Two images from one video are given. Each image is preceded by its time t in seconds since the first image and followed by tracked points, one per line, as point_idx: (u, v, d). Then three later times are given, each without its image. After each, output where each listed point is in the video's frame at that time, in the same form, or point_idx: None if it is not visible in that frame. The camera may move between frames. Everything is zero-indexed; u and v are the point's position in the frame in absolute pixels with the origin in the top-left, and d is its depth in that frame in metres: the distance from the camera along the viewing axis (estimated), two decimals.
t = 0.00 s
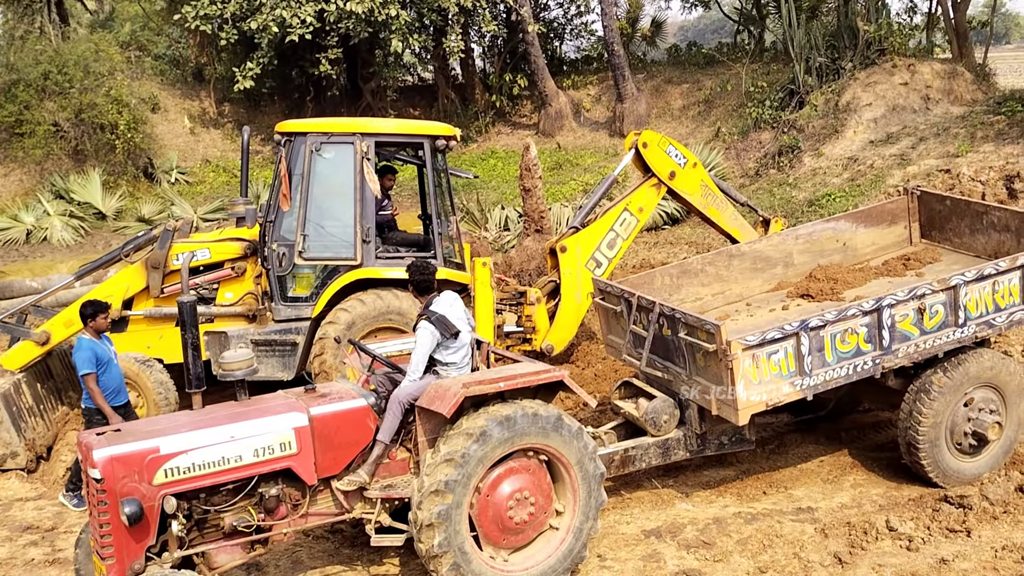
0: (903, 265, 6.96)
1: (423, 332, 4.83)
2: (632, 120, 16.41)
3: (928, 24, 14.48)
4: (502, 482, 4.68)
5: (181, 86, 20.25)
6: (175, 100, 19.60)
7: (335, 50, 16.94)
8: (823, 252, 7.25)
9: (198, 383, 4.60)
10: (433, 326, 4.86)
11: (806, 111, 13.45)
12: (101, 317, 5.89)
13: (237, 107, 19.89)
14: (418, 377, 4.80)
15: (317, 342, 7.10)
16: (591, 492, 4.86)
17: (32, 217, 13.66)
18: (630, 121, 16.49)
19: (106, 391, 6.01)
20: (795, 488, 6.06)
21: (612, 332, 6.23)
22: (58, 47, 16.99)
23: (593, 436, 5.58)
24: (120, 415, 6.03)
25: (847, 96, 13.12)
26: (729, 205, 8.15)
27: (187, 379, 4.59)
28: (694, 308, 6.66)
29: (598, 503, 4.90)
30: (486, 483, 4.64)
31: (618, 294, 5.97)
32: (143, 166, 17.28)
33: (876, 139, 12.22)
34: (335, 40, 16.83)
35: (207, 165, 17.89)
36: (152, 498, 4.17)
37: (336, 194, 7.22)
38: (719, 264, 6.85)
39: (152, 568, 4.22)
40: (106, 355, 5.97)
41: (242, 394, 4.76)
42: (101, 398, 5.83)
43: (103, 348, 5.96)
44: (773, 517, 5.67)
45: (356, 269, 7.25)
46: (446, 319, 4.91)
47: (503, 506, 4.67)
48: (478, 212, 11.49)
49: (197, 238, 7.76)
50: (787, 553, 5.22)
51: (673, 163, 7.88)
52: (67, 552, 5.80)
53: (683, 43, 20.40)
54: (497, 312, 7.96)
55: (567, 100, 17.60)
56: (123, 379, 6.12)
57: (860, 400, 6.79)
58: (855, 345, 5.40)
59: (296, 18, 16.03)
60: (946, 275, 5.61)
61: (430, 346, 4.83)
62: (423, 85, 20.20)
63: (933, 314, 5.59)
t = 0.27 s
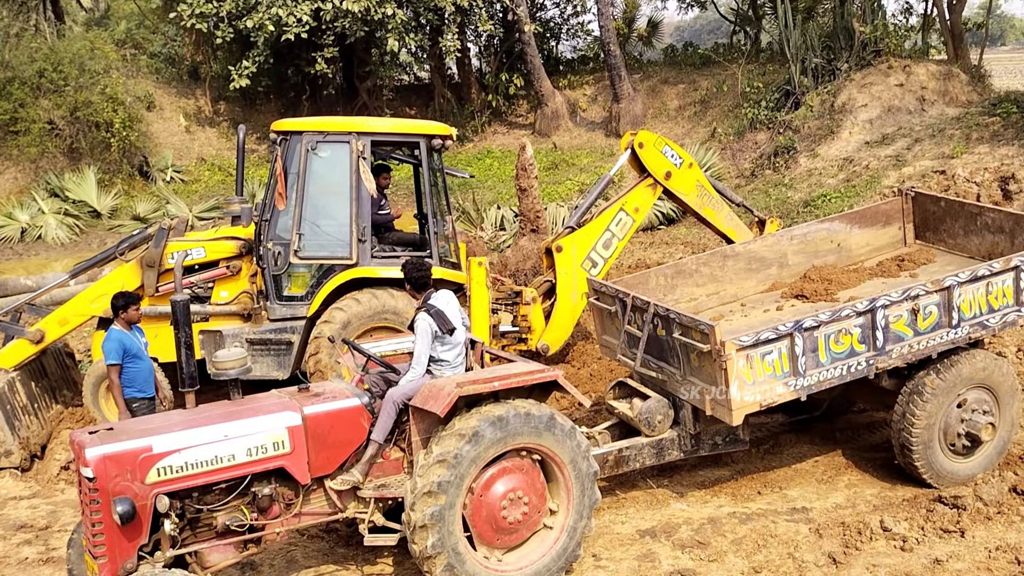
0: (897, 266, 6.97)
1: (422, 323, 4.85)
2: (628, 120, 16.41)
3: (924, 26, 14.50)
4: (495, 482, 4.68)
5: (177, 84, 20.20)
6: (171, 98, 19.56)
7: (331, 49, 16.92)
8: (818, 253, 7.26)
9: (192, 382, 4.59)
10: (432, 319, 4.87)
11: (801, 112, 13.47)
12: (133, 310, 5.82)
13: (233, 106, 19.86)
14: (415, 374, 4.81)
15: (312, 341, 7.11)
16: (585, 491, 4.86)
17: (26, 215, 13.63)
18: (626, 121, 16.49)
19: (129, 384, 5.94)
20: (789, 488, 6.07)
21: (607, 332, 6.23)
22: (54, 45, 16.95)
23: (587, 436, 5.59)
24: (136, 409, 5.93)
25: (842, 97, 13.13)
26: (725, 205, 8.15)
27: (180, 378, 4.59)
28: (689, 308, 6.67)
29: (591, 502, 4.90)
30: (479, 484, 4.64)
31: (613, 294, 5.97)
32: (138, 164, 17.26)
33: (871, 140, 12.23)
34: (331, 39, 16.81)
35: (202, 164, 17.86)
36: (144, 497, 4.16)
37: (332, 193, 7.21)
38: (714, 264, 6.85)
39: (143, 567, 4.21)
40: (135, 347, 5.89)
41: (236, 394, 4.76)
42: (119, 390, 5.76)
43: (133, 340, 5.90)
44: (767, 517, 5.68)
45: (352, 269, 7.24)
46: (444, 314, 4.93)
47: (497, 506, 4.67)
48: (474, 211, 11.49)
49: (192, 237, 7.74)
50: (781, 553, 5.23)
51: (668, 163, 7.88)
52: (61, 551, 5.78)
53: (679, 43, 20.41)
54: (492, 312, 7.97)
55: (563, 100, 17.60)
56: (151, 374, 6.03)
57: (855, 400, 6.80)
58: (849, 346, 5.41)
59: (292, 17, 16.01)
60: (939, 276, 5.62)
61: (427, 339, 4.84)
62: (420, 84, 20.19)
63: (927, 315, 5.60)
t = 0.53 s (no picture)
0: (895, 268, 6.98)
1: (432, 316, 4.94)
2: (626, 121, 16.42)
3: (921, 28, 14.52)
4: (493, 483, 4.67)
5: (174, 84, 20.18)
6: (168, 98, 19.54)
7: (329, 49, 16.91)
8: (815, 254, 7.27)
9: (190, 382, 4.59)
10: (441, 312, 4.98)
11: (799, 114, 13.48)
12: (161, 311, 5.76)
13: (230, 105, 19.84)
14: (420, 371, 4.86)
15: (309, 341, 7.11)
16: (582, 492, 4.87)
17: (23, 214, 13.62)
18: (624, 122, 16.50)
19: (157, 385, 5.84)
20: (786, 490, 6.07)
21: (604, 332, 6.23)
22: (51, 44, 16.92)
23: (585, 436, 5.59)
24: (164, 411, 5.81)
25: (840, 99, 13.15)
26: (722, 207, 8.16)
27: (179, 378, 4.59)
28: (687, 309, 6.67)
29: (589, 502, 4.91)
30: (476, 484, 4.64)
31: (611, 295, 5.98)
32: (135, 163, 17.26)
33: (869, 141, 12.25)
34: (329, 39, 16.80)
35: (199, 163, 17.85)
36: (141, 497, 4.15)
37: (329, 194, 7.21)
38: (711, 265, 6.85)
39: (141, 567, 4.20)
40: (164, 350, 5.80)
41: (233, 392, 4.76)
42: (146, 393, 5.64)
43: (161, 343, 5.80)
44: (764, 519, 5.68)
45: (349, 269, 7.23)
46: (452, 309, 5.04)
47: (494, 507, 4.67)
48: (472, 212, 11.49)
49: (190, 237, 7.71)
50: (778, 554, 5.23)
51: (666, 164, 7.88)
52: (57, 551, 5.77)
53: (677, 45, 20.42)
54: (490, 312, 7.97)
55: (561, 101, 17.61)
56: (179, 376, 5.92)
57: (852, 402, 6.81)
58: (846, 348, 5.41)
59: (290, 17, 15.99)
60: (937, 278, 5.63)
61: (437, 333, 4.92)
62: (417, 84, 20.19)
63: (923, 317, 5.60)
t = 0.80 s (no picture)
0: (895, 270, 6.98)
1: (440, 309, 4.95)
2: (625, 123, 16.42)
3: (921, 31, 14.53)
4: (493, 484, 4.67)
5: (174, 84, 20.17)
6: (169, 98, 19.53)
7: (330, 50, 16.91)
8: (815, 257, 7.27)
9: (189, 382, 4.59)
10: (450, 305, 4.98)
11: (799, 116, 13.49)
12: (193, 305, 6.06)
13: (230, 105, 19.84)
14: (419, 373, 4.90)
15: (308, 342, 7.11)
16: (582, 494, 4.87)
17: (23, 213, 13.61)
18: (624, 124, 16.50)
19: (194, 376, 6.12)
20: (785, 492, 6.07)
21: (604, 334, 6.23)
22: (52, 44, 16.91)
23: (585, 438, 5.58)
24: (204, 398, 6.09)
25: (840, 101, 13.16)
26: (722, 209, 8.17)
27: (178, 378, 4.59)
28: (686, 311, 6.67)
29: (589, 505, 4.90)
30: (477, 485, 4.63)
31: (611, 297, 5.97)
32: (134, 163, 17.24)
33: (868, 144, 12.27)
34: (329, 40, 16.80)
35: (199, 164, 17.84)
36: (141, 497, 4.15)
37: (329, 194, 7.20)
38: (711, 267, 6.84)
39: (140, 567, 4.20)
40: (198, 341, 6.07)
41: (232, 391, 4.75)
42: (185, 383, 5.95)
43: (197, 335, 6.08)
44: (763, 521, 5.68)
45: (348, 269, 7.23)
46: (461, 303, 5.04)
47: (494, 508, 4.66)
48: (471, 213, 11.49)
49: (189, 237, 7.69)
50: (777, 557, 5.23)
51: (666, 166, 7.88)
52: (56, 551, 5.76)
53: (677, 47, 20.43)
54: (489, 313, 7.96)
55: (561, 102, 17.62)
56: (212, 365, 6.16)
57: (851, 405, 6.81)
58: (846, 350, 5.42)
59: (290, 17, 15.99)
60: (937, 281, 5.63)
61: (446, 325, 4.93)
62: (417, 85, 20.19)
63: (923, 320, 5.60)
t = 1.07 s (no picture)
0: (897, 272, 6.98)
1: (447, 307, 4.99)
2: (627, 124, 16.42)
3: (924, 33, 14.52)
4: (494, 486, 4.67)
5: (177, 84, 20.18)
6: (171, 98, 19.55)
7: (332, 50, 16.93)
8: (817, 258, 7.27)
9: (191, 383, 4.59)
10: (456, 303, 5.03)
11: (801, 117, 13.48)
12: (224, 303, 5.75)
13: (233, 106, 19.86)
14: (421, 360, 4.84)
15: (311, 342, 7.13)
16: (583, 494, 4.86)
17: (25, 213, 13.62)
18: (626, 125, 16.50)
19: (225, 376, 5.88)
20: (787, 494, 6.07)
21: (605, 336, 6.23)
22: (55, 44, 16.93)
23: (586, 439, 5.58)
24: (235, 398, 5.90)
25: (842, 103, 13.17)
26: (724, 210, 8.17)
27: (181, 379, 4.59)
28: (688, 313, 6.67)
29: (590, 506, 4.90)
30: (478, 486, 4.64)
31: (613, 299, 5.97)
32: (137, 163, 17.24)
33: (870, 146, 12.27)
34: (331, 40, 16.81)
35: (201, 164, 17.86)
36: (143, 496, 4.15)
37: (332, 195, 7.21)
38: (713, 268, 6.85)
39: (141, 567, 4.20)
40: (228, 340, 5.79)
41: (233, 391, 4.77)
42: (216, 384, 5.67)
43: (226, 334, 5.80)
44: (765, 523, 5.67)
45: (350, 270, 7.23)
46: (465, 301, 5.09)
47: (495, 509, 4.67)
48: (473, 214, 11.49)
49: (191, 237, 7.70)
50: (778, 559, 5.23)
51: (668, 167, 7.88)
52: (57, 551, 5.76)
53: (679, 48, 20.42)
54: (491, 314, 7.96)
55: (563, 103, 17.63)
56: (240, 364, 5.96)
57: (852, 406, 6.80)
58: (848, 352, 5.41)
59: (293, 18, 16.01)
60: (939, 283, 5.63)
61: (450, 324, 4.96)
62: (420, 85, 20.21)
63: (925, 321, 5.59)
